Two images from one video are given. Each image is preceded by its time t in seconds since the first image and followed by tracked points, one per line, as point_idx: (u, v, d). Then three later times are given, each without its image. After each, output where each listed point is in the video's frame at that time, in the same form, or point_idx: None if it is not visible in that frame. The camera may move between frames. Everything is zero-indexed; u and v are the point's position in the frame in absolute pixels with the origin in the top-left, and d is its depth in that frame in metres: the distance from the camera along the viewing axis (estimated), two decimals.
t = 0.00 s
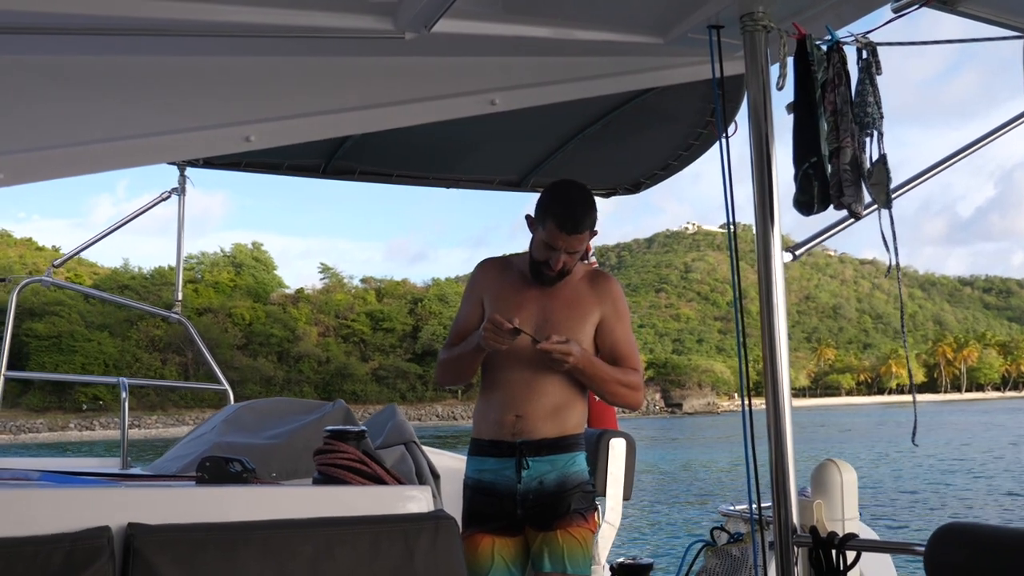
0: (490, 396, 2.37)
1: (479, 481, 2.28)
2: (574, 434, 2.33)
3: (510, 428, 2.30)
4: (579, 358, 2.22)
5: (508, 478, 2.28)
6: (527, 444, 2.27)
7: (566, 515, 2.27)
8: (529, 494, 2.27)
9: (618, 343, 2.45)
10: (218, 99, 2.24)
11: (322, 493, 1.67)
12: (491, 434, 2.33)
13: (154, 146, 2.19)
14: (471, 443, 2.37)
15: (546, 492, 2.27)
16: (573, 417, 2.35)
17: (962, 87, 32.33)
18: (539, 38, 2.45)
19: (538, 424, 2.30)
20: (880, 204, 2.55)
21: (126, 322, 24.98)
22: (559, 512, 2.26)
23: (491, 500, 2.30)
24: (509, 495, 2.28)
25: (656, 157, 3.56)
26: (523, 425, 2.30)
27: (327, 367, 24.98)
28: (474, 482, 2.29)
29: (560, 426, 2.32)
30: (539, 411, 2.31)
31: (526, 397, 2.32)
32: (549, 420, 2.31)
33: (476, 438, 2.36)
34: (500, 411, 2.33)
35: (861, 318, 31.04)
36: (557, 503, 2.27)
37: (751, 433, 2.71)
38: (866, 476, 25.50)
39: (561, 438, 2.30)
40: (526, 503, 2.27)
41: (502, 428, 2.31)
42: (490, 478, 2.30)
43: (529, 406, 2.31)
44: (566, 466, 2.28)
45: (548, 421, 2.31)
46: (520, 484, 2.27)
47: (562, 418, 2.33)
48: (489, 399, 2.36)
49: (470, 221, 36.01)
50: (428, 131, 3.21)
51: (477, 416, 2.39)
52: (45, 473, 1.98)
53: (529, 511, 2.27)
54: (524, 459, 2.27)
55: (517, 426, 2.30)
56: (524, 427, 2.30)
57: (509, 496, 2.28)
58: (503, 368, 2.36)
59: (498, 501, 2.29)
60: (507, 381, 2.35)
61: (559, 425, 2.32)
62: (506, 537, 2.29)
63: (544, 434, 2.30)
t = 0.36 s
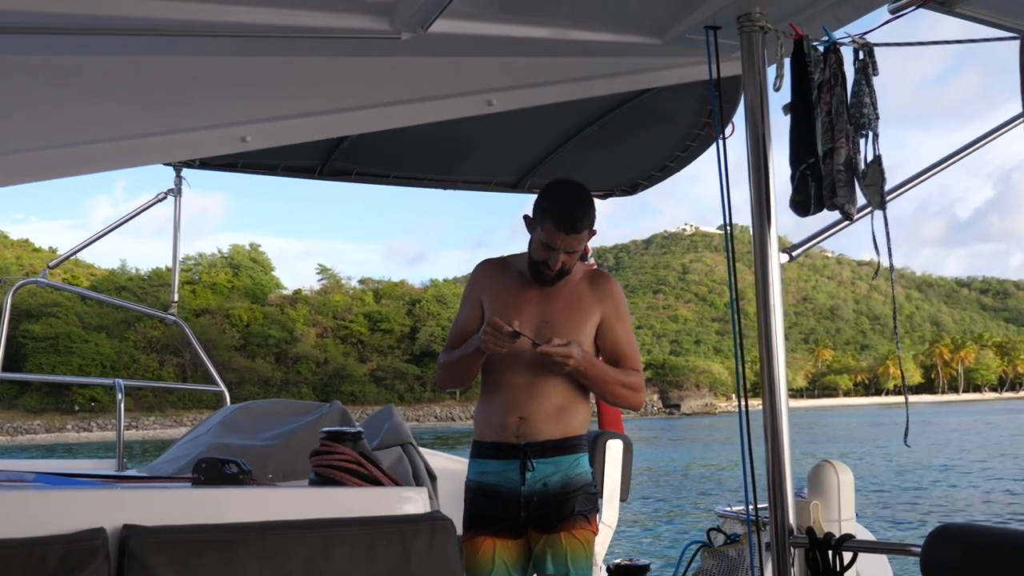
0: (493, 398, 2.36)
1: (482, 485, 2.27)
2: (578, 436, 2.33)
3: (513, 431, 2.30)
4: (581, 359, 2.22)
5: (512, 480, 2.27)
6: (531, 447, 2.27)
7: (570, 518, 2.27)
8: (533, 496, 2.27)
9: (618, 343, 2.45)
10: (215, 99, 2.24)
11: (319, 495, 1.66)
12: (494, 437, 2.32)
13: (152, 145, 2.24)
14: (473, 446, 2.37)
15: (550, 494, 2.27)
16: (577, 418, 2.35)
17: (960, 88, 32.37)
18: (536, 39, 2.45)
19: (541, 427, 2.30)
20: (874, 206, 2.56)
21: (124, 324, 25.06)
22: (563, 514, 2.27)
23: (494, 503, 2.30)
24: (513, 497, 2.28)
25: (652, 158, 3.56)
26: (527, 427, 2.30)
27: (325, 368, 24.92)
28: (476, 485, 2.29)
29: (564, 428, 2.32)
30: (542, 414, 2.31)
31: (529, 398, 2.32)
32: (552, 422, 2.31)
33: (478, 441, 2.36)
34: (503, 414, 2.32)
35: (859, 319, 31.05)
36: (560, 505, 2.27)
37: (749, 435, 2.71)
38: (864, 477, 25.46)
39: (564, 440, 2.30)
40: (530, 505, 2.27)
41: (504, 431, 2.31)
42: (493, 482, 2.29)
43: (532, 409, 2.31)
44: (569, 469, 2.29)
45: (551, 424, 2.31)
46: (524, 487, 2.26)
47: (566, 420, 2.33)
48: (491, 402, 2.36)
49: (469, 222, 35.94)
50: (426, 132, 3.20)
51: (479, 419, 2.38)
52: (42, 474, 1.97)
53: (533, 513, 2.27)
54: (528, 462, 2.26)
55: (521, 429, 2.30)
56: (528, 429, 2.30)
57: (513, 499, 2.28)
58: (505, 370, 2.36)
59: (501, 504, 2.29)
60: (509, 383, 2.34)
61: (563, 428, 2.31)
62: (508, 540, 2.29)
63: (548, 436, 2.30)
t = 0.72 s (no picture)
0: (495, 396, 2.36)
1: (484, 485, 2.27)
2: (581, 434, 2.33)
3: (516, 429, 2.30)
4: (581, 356, 2.22)
5: (515, 480, 2.27)
6: (534, 446, 2.27)
7: (572, 516, 2.27)
8: (536, 495, 2.27)
9: (620, 338, 2.45)
10: (215, 95, 2.24)
11: (318, 494, 1.66)
12: (496, 435, 2.32)
13: (151, 143, 2.23)
14: (475, 445, 2.36)
15: (552, 493, 2.27)
16: (580, 416, 2.35)
17: (962, 85, 32.25)
18: (536, 36, 2.44)
19: (544, 426, 2.30)
20: (873, 205, 2.55)
21: (124, 320, 25.05)
22: (565, 512, 2.27)
23: (495, 502, 2.30)
24: (515, 496, 2.28)
25: (653, 155, 3.55)
26: (529, 426, 2.30)
27: (325, 364, 24.84)
28: (478, 485, 2.28)
29: (567, 427, 2.32)
30: (545, 413, 2.31)
31: (530, 396, 2.32)
32: (556, 421, 2.31)
33: (480, 439, 2.35)
34: (505, 412, 2.32)
35: (859, 316, 31.00)
36: (562, 504, 2.27)
37: (749, 435, 2.71)
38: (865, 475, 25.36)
39: (567, 439, 2.30)
40: (532, 505, 2.27)
41: (507, 429, 2.31)
42: (495, 481, 2.29)
43: (535, 408, 2.31)
44: (572, 467, 2.29)
45: (555, 422, 2.31)
46: (527, 485, 2.26)
47: (570, 418, 2.33)
48: (492, 401, 2.36)
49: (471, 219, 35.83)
50: (425, 129, 3.20)
51: (480, 418, 2.38)
52: (39, 473, 1.97)
53: (536, 512, 2.27)
54: (531, 460, 2.26)
55: (524, 428, 2.30)
56: (530, 428, 2.29)
57: (515, 499, 2.27)
58: (506, 367, 2.36)
59: (502, 504, 2.29)
60: (510, 380, 2.34)
61: (566, 426, 2.32)
62: (509, 540, 2.28)
63: (551, 435, 2.29)
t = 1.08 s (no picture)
0: (487, 395, 2.36)
1: (477, 485, 2.28)
2: (574, 434, 2.34)
3: (509, 429, 2.30)
4: (573, 357, 2.23)
5: (508, 480, 2.28)
6: (527, 446, 2.28)
7: (565, 517, 2.28)
8: (529, 495, 2.27)
9: (612, 338, 2.46)
10: (208, 96, 2.24)
11: (312, 495, 1.66)
12: (489, 436, 2.32)
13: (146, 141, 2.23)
14: (468, 445, 2.37)
15: (546, 493, 2.27)
16: (573, 416, 2.36)
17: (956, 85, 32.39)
18: (532, 37, 2.45)
19: (537, 426, 2.30)
20: (867, 203, 2.56)
21: (118, 319, 25.04)
22: (558, 513, 2.27)
23: (488, 503, 2.30)
24: (509, 497, 2.28)
25: (647, 155, 3.56)
26: (523, 427, 2.30)
27: (320, 363, 24.89)
28: (471, 485, 2.29)
29: (560, 426, 2.32)
30: (537, 413, 2.31)
31: (522, 396, 2.32)
32: (548, 421, 2.32)
33: (473, 440, 2.36)
34: (497, 412, 2.33)
35: (851, 314, 31.09)
36: (555, 504, 2.28)
37: (743, 433, 2.71)
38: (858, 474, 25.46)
39: (560, 439, 2.31)
40: (526, 505, 2.27)
41: (500, 429, 2.31)
42: (488, 481, 2.29)
43: (528, 407, 2.31)
44: (566, 468, 2.29)
45: (547, 422, 2.31)
46: (520, 486, 2.27)
47: (562, 418, 2.33)
48: (485, 400, 2.36)
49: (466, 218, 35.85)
50: (420, 129, 3.20)
51: (473, 419, 2.38)
52: (33, 474, 1.96)
53: (528, 514, 2.27)
54: (525, 461, 2.27)
55: (517, 428, 2.30)
56: (524, 429, 2.30)
57: (508, 499, 2.28)
58: (497, 367, 2.37)
59: (495, 504, 2.29)
60: (503, 379, 2.35)
61: (559, 426, 2.32)
62: (503, 541, 2.29)
63: (544, 435, 2.30)
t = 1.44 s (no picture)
0: (485, 410, 2.37)
1: (476, 500, 2.28)
2: (573, 449, 2.35)
3: (508, 444, 2.31)
4: (569, 371, 2.23)
5: (507, 495, 2.28)
6: (526, 461, 2.28)
7: (564, 532, 2.28)
8: (529, 510, 2.27)
9: (610, 352, 2.46)
10: (210, 112, 2.26)
11: (313, 510, 1.67)
12: (487, 451, 2.33)
13: (149, 156, 2.25)
14: (467, 460, 2.38)
15: (545, 509, 2.28)
16: (571, 430, 2.37)
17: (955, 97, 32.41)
18: (533, 53, 2.47)
19: (536, 441, 2.31)
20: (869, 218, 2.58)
21: (116, 330, 25.00)
22: (558, 529, 2.28)
23: (487, 517, 2.31)
24: (509, 512, 2.29)
25: (648, 169, 3.58)
26: (521, 441, 2.31)
27: (318, 376, 24.85)
28: (470, 500, 2.29)
29: (559, 441, 2.33)
30: (537, 427, 2.32)
31: (521, 410, 2.33)
32: (548, 435, 2.32)
33: (472, 455, 2.37)
34: (496, 427, 2.33)
35: (850, 326, 31.06)
36: (555, 520, 2.28)
37: (743, 447, 2.72)
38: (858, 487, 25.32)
39: (560, 454, 2.32)
40: (525, 521, 2.27)
41: (499, 444, 2.32)
42: (487, 496, 2.30)
43: (527, 422, 2.32)
44: (565, 483, 2.30)
45: (547, 436, 2.32)
46: (519, 501, 2.27)
47: (561, 431, 2.34)
48: (483, 414, 2.37)
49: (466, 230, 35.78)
50: (421, 143, 3.22)
51: (472, 434, 2.39)
52: (36, 486, 1.97)
53: (528, 528, 2.28)
54: (524, 476, 2.27)
55: (516, 442, 2.30)
56: (522, 443, 2.30)
57: (508, 514, 2.28)
58: (496, 382, 2.37)
59: (495, 519, 2.30)
60: (501, 395, 2.36)
61: (558, 441, 2.33)
62: (502, 556, 2.29)
63: (544, 450, 2.31)
